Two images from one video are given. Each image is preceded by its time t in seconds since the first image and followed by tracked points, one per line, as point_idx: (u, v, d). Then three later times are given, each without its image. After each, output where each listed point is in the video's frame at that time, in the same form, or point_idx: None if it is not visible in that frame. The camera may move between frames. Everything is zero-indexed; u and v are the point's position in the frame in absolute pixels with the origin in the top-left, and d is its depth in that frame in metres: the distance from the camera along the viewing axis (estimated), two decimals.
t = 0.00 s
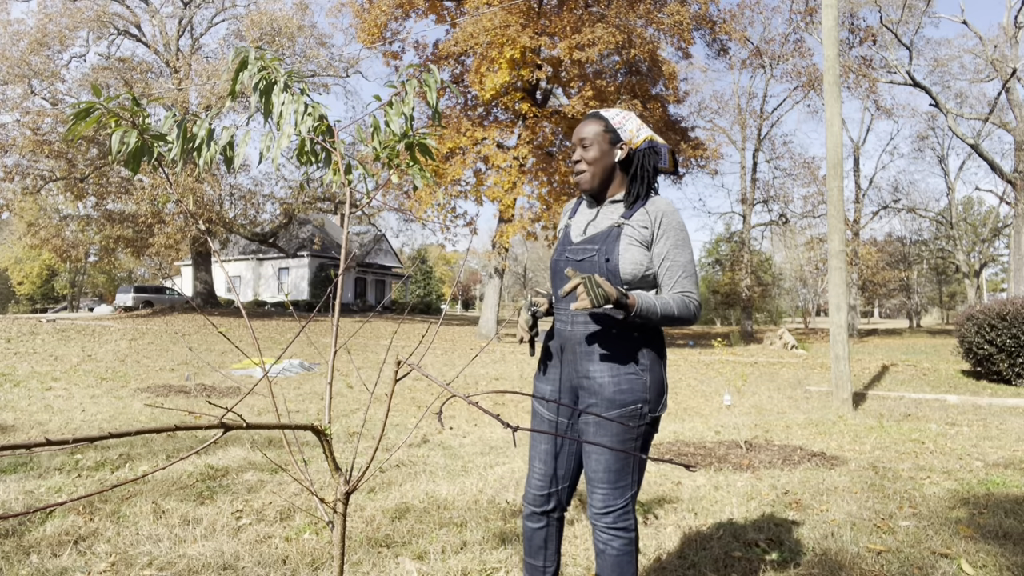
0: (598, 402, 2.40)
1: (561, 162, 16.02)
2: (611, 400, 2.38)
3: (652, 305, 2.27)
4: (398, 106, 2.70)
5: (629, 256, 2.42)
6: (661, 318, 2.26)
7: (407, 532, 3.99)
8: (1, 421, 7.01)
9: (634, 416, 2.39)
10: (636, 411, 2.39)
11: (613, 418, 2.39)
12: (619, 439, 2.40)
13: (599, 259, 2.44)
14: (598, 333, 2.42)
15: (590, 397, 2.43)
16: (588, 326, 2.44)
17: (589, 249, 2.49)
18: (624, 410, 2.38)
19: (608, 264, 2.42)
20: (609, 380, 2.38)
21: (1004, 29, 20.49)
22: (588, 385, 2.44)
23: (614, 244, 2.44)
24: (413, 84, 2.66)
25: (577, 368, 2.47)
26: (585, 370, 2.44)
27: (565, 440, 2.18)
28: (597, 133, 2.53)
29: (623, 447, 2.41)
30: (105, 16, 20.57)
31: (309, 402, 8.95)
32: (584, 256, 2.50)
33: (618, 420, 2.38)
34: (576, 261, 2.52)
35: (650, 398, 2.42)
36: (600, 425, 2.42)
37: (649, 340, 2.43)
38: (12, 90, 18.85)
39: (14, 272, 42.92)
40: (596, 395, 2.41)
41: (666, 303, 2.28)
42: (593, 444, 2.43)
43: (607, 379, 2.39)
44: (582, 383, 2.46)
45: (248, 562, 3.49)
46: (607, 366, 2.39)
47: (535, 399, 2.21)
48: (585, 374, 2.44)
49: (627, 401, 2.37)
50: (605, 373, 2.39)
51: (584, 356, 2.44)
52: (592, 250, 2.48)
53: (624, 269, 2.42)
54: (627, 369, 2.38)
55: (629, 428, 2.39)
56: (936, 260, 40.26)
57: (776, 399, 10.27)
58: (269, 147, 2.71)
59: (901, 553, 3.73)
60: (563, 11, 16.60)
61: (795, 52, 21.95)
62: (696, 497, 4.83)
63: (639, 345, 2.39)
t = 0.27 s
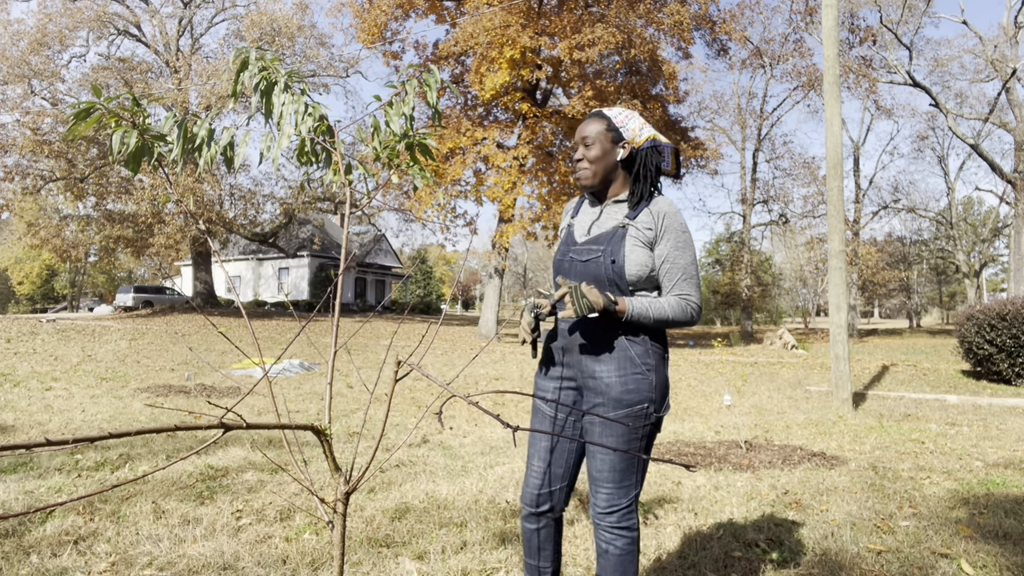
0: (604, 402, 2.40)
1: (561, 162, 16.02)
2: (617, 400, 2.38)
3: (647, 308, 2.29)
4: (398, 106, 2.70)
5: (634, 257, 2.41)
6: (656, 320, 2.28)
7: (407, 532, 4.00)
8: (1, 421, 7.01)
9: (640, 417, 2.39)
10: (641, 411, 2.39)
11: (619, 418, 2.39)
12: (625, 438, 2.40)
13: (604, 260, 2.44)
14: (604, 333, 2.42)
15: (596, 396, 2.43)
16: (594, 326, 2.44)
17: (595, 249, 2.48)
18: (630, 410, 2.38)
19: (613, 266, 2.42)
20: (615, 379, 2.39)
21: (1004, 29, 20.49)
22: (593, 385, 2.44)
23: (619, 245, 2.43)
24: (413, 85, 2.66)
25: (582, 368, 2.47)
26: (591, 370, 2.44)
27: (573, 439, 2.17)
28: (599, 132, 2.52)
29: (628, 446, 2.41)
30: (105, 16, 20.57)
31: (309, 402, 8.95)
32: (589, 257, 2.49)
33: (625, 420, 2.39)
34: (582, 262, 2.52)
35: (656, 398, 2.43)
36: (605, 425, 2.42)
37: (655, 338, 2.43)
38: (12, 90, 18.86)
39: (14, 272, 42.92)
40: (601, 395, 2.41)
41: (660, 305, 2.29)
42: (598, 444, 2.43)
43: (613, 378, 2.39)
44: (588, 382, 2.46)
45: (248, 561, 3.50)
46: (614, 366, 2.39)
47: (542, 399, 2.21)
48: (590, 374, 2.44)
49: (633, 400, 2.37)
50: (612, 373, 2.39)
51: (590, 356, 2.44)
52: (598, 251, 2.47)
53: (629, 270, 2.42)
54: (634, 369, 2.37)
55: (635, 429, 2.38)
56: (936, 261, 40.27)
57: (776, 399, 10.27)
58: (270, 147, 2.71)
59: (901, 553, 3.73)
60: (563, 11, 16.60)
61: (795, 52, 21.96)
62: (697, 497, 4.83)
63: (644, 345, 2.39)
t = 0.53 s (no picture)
0: (607, 402, 2.41)
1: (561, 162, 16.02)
2: (620, 398, 2.40)
3: (652, 308, 2.30)
4: (398, 106, 2.70)
5: (634, 258, 2.43)
6: (661, 320, 2.30)
7: (407, 531, 4.00)
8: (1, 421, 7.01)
9: (642, 415, 2.41)
10: (643, 409, 2.41)
11: (622, 416, 2.40)
12: (627, 437, 2.41)
13: (606, 262, 2.44)
14: (606, 333, 2.42)
15: (598, 395, 2.44)
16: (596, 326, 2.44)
17: (595, 251, 2.48)
18: (633, 409, 2.40)
19: (615, 267, 2.43)
20: (618, 378, 2.40)
21: (1004, 29, 20.49)
22: (595, 384, 2.44)
23: (619, 247, 2.44)
24: (414, 84, 2.66)
25: (584, 368, 2.46)
26: (593, 370, 2.44)
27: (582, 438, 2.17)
28: (596, 134, 2.52)
29: (630, 445, 2.42)
30: (105, 16, 20.57)
31: (309, 402, 8.95)
32: (590, 259, 2.49)
33: (627, 418, 2.40)
34: (582, 264, 2.51)
35: (655, 396, 2.45)
36: (607, 425, 2.43)
37: (655, 338, 2.46)
38: (12, 90, 18.85)
39: (14, 272, 42.91)
40: (604, 394, 2.42)
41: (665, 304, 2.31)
42: (601, 443, 2.43)
43: (616, 378, 2.41)
44: (589, 382, 2.46)
45: (248, 561, 3.50)
46: (617, 365, 2.41)
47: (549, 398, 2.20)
48: (592, 373, 2.44)
49: (636, 399, 2.39)
50: (614, 373, 2.40)
51: (592, 356, 2.44)
52: (598, 252, 2.47)
53: (631, 271, 2.43)
54: (636, 367, 2.40)
55: (637, 427, 2.40)
56: (936, 261, 40.27)
57: (776, 399, 10.27)
58: (270, 147, 2.71)
59: (901, 553, 3.73)
60: (563, 11, 16.59)
61: (794, 52, 21.96)
62: (697, 497, 4.83)
63: (645, 344, 2.42)
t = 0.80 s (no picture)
0: (601, 400, 2.42)
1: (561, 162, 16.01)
2: (613, 397, 2.40)
3: (651, 305, 2.31)
4: (398, 106, 2.70)
5: (626, 257, 2.45)
6: (660, 317, 2.31)
7: (407, 531, 4.00)
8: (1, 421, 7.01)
9: (635, 413, 2.42)
10: (636, 408, 2.42)
11: (616, 415, 2.40)
12: (621, 434, 2.42)
13: (599, 260, 2.44)
14: (599, 331, 2.43)
15: (592, 393, 2.44)
16: (589, 324, 2.44)
17: (587, 250, 2.47)
18: (627, 407, 2.40)
19: (609, 266, 2.43)
20: (611, 377, 2.40)
21: (1004, 29, 20.49)
22: (589, 383, 2.44)
23: (611, 245, 2.45)
24: (414, 84, 2.66)
25: (579, 368, 2.46)
26: (586, 369, 2.44)
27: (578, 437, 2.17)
28: (585, 134, 2.52)
29: (623, 443, 2.43)
30: (105, 16, 20.56)
31: (309, 402, 8.95)
32: (582, 257, 2.47)
33: (621, 416, 2.40)
34: (574, 263, 2.49)
35: (648, 394, 2.46)
36: (602, 424, 2.43)
37: (646, 336, 2.47)
38: (12, 90, 18.85)
39: (14, 272, 42.90)
40: (598, 393, 2.42)
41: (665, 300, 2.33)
42: (595, 442, 2.43)
43: (609, 376, 2.41)
44: (584, 382, 2.46)
45: (248, 561, 3.50)
46: (609, 364, 2.41)
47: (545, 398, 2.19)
48: (586, 373, 2.44)
49: (629, 397, 2.40)
50: (608, 371, 2.41)
51: (585, 355, 2.44)
52: (590, 251, 2.46)
53: (625, 268, 2.44)
54: (630, 365, 2.41)
55: (631, 425, 2.41)
56: (936, 261, 40.28)
57: (776, 399, 10.27)
58: (270, 147, 2.71)
59: (901, 553, 3.73)
60: (563, 11, 16.59)
61: (794, 52, 21.96)
62: (697, 497, 4.83)
63: (637, 341, 2.43)
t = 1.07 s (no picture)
0: (591, 399, 2.42)
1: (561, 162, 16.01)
2: (603, 396, 2.40)
3: (637, 303, 2.31)
4: (398, 106, 2.70)
5: (613, 255, 2.44)
6: (647, 314, 2.31)
7: (407, 532, 4.00)
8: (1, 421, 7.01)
9: (626, 410, 2.42)
10: (627, 405, 2.42)
11: (606, 414, 2.40)
12: (612, 433, 2.42)
13: (586, 259, 2.44)
14: (586, 330, 2.42)
15: (582, 393, 2.44)
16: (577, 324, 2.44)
17: (574, 249, 2.47)
18: (617, 405, 2.40)
19: (595, 265, 2.42)
20: (600, 376, 2.40)
21: (1004, 29, 20.50)
22: (579, 382, 2.45)
23: (598, 244, 2.44)
24: (414, 84, 2.66)
25: (569, 367, 2.47)
26: (576, 368, 2.44)
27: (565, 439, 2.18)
28: (570, 132, 2.53)
29: (615, 441, 2.43)
30: (105, 16, 20.56)
31: (309, 402, 8.95)
32: (569, 257, 2.47)
33: (612, 414, 2.40)
34: (562, 263, 2.49)
35: (639, 391, 2.46)
36: (593, 422, 2.43)
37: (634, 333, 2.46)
38: (12, 90, 18.85)
39: (14, 272, 42.89)
40: (587, 392, 2.42)
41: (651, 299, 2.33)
42: (588, 440, 2.43)
43: (599, 375, 2.41)
44: (573, 381, 2.46)
45: (248, 561, 3.50)
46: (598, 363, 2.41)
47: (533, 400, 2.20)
48: (575, 373, 2.45)
49: (618, 395, 2.40)
50: (596, 371, 2.40)
51: (574, 354, 2.44)
52: (577, 250, 2.46)
53: (611, 267, 2.43)
54: (617, 364, 2.40)
55: (622, 422, 2.41)
56: (936, 261, 40.29)
57: (776, 399, 10.27)
58: (270, 147, 2.71)
59: (901, 553, 3.73)
60: (563, 11, 16.59)
61: (794, 52, 21.95)
62: (697, 497, 4.83)
63: (625, 339, 2.42)
